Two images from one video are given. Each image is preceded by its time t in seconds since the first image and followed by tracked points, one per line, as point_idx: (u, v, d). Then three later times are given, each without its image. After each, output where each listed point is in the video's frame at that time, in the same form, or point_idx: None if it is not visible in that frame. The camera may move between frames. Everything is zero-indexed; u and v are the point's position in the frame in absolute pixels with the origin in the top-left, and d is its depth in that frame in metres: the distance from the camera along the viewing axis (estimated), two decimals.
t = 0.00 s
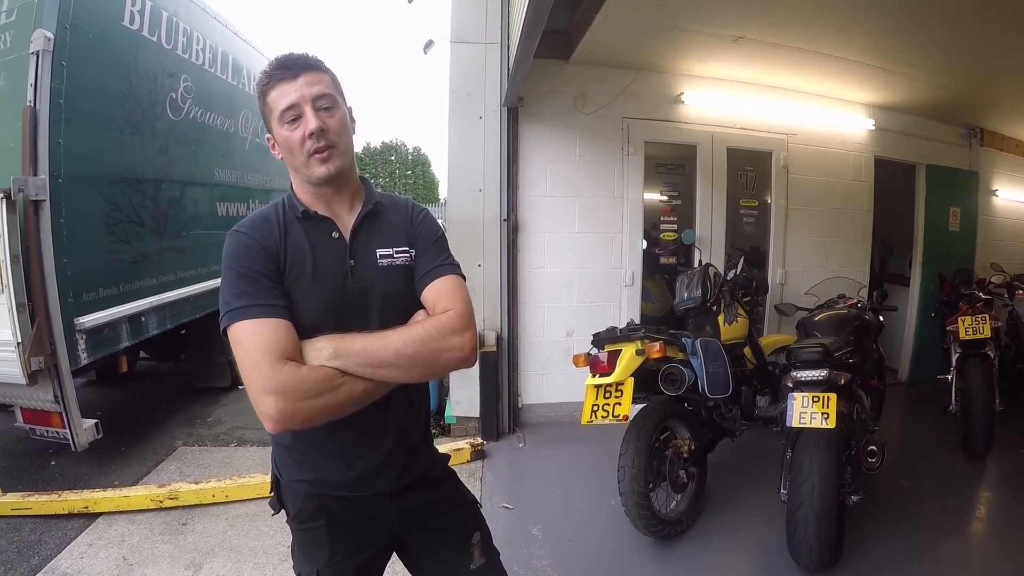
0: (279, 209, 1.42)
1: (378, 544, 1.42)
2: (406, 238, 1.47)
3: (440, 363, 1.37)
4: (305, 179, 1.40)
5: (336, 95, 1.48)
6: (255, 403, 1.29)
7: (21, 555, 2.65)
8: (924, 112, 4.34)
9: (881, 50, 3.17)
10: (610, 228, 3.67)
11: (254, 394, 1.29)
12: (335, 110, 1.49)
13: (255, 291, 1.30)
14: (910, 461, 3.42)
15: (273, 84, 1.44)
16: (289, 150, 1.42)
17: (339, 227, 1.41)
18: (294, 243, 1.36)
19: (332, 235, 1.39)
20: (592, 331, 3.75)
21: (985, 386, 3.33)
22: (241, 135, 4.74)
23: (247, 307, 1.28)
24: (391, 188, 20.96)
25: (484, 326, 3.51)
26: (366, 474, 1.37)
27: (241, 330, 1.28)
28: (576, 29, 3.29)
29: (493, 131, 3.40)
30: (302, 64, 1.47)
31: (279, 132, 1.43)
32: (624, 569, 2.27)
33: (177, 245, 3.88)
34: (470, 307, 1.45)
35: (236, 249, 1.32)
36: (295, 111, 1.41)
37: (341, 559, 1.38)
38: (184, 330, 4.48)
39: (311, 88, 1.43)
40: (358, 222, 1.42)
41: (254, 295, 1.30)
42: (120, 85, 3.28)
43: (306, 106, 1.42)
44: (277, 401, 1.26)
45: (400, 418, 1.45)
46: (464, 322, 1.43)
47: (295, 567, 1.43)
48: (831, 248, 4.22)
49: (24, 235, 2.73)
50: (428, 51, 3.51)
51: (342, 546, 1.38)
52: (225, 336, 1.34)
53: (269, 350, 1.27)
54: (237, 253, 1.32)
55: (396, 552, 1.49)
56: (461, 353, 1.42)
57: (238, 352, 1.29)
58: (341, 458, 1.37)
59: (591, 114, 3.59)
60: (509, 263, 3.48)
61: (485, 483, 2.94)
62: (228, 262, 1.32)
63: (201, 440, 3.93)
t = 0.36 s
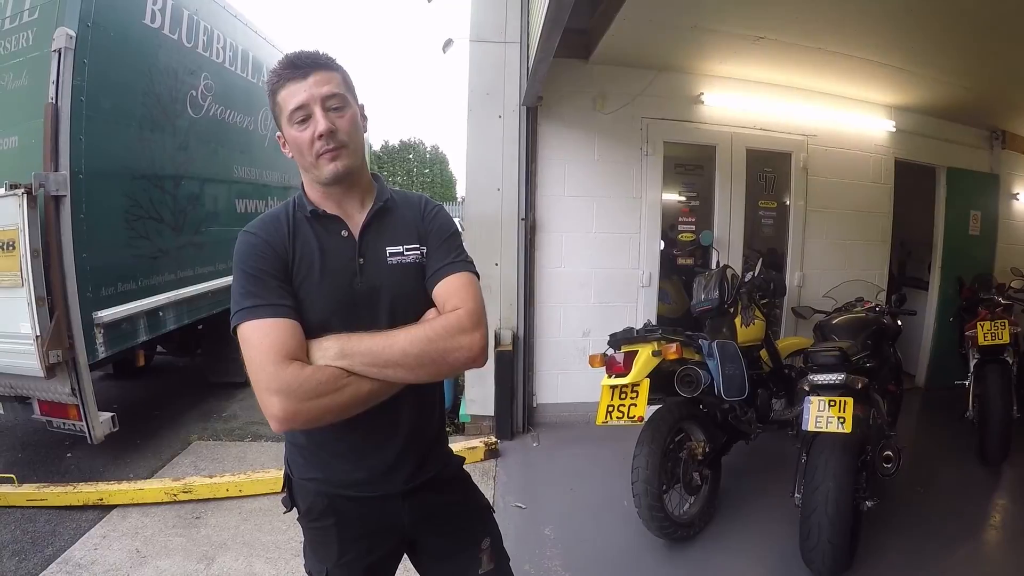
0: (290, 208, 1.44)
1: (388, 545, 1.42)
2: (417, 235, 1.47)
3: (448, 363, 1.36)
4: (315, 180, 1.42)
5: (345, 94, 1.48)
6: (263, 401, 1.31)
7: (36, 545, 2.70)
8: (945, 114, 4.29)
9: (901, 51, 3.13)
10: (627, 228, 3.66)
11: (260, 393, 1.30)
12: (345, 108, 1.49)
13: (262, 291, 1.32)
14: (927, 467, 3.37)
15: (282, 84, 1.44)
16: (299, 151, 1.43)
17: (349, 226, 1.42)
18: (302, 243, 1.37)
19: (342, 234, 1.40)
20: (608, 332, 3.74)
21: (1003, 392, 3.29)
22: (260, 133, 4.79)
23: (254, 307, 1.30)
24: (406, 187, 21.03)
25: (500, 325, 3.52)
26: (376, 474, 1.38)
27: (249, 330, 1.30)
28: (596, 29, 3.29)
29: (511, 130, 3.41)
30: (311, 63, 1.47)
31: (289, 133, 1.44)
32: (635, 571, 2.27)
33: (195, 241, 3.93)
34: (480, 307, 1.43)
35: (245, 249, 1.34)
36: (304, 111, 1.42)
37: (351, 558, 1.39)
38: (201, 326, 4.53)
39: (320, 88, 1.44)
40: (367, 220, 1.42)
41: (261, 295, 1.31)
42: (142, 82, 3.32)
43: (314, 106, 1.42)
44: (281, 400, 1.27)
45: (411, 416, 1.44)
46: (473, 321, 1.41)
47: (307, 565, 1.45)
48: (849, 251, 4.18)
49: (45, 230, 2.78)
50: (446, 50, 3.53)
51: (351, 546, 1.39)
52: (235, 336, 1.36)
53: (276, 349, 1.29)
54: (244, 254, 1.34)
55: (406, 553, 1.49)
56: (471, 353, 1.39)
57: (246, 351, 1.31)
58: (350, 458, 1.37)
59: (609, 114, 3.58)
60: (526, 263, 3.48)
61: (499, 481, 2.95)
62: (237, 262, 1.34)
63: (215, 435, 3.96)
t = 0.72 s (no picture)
0: (283, 210, 1.44)
1: (389, 545, 1.42)
2: (411, 233, 1.46)
3: (439, 365, 1.34)
4: (309, 181, 1.42)
5: (341, 95, 1.48)
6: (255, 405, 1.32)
7: (37, 546, 2.70)
8: (947, 113, 4.28)
9: (902, 50, 3.12)
10: (628, 228, 3.66)
11: (253, 396, 1.31)
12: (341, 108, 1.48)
13: (252, 295, 1.32)
14: (928, 466, 3.37)
15: (277, 83, 1.44)
16: (293, 151, 1.43)
17: (342, 226, 1.41)
18: (294, 244, 1.38)
19: (333, 235, 1.39)
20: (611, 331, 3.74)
21: (1005, 391, 3.28)
22: (261, 133, 4.78)
23: (245, 311, 1.31)
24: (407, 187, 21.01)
25: (501, 325, 3.52)
26: (373, 477, 1.37)
27: (240, 333, 1.31)
28: (597, 28, 3.29)
29: (512, 129, 3.40)
30: (306, 63, 1.46)
31: (283, 133, 1.44)
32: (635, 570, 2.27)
33: (196, 242, 3.93)
34: (474, 306, 1.42)
35: (236, 254, 1.35)
36: (299, 112, 1.42)
37: (351, 559, 1.39)
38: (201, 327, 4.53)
39: (315, 88, 1.43)
40: (359, 219, 1.41)
41: (252, 300, 1.32)
42: (142, 83, 3.32)
43: (309, 107, 1.42)
44: (272, 404, 1.28)
45: (410, 418, 1.43)
46: (466, 320, 1.39)
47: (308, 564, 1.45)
48: (851, 250, 4.17)
49: (46, 231, 2.78)
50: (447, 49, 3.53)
51: (350, 546, 1.39)
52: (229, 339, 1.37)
53: (266, 352, 1.29)
54: (236, 259, 1.35)
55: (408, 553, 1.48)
56: (463, 354, 1.37)
57: (238, 354, 1.32)
58: (348, 460, 1.38)
59: (610, 114, 3.58)
60: (527, 262, 3.48)
61: (501, 481, 2.95)
62: (230, 267, 1.35)
63: (217, 435, 3.97)
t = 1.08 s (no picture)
0: (304, 206, 1.44)
1: (392, 548, 1.42)
2: (430, 238, 1.46)
3: (454, 370, 1.34)
4: (340, 174, 1.40)
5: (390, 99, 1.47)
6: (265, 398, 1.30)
7: (37, 546, 2.70)
8: (947, 115, 4.29)
9: (902, 52, 3.13)
10: (629, 230, 3.67)
11: (264, 389, 1.29)
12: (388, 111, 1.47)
13: (269, 288, 1.32)
14: (928, 468, 3.37)
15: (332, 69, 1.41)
16: (331, 140, 1.40)
17: (362, 226, 1.41)
18: (314, 241, 1.37)
19: (354, 235, 1.39)
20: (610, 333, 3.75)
21: (1005, 393, 3.28)
22: (261, 135, 4.79)
23: (260, 303, 1.30)
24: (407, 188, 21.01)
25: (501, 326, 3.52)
26: (379, 478, 1.37)
27: (255, 325, 1.30)
28: (597, 30, 3.29)
29: (513, 131, 3.41)
30: (365, 59, 1.44)
31: (325, 119, 1.41)
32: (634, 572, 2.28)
33: (195, 243, 3.93)
34: (490, 315, 1.43)
35: (254, 246, 1.34)
36: (349, 105, 1.40)
37: (354, 561, 1.39)
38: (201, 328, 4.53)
39: (371, 86, 1.41)
40: (381, 222, 1.42)
41: (268, 292, 1.31)
42: (143, 84, 3.33)
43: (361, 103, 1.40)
44: (283, 399, 1.26)
45: (418, 420, 1.42)
46: (482, 328, 1.40)
47: (309, 565, 1.45)
48: (850, 252, 4.17)
49: (46, 232, 2.78)
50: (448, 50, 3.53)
51: (353, 548, 1.39)
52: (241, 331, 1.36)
53: (281, 347, 1.28)
54: (254, 251, 1.34)
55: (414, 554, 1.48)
56: (478, 361, 1.38)
57: (251, 346, 1.31)
58: (352, 462, 1.37)
59: (611, 116, 3.59)
60: (527, 263, 3.48)
61: (500, 483, 2.95)
62: (247, 259, 1.34)
63: (217, 436, 3.97)
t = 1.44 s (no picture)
0: (360, 196, 1.39)
1: (419, 545, 1.36)
2: (481, 246, 1.44)
3: (503, 376, 1.33)
4: (405, 169, 1.37)
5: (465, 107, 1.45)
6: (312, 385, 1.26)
7: (31, 550, 2.68)
8: (938, 115, 4.31)
9: (893, 53, 3.14)
10: (623, 230, 3.68)
11: (312, 376, 1.25)
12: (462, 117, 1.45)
13: (326, 274, 1.26)
14: (923, 466, 3.39)
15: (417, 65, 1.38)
16: (403, 134, 1.37)
17: (417, 226, 1.37)
18: (370, 234, 1.32)
19: (409, 233, 1.35)
20: (605, 334, 3.75)
21: (998, 391, 3.29)
22: (255, 136, 4.77)
23: (313, 288, 1.24)
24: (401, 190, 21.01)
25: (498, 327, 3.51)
26: (414, 474, 1.31)
27: (308, 312, 1.25)
28: (590, 32, 3.30)
29: (507, 131, 3.41)
30: (448, 64, 1.43)
31: (402, 114, 1.38)
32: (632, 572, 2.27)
33: (190, 245, 3.91)
34: (536, 326, 1.42)
35: (308, 229, 1.29)
36: (429, 103, 1.37)
37: (381, 559, 1.32)
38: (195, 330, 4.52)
39: (453, 90, 1.39)
40: (436, 224, 1.38)
41: (320, 278, 1.25)
42: (137, 85, 3.32)
43: (440, 103, 1.37)
44: (332, 388, 1.22)
45: (456, 421, 1.37)
46: (530, 338, 1.40)
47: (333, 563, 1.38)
48: (844, 252, 4.19)
49: (40, 235, 2.78)
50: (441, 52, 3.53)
51: (381, 546, 1.32)
52: (286, 315, 1.30)
53: (333, 336, 1.23)
54: (311, 236, 1.28)
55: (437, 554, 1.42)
56: (523, 369, 1.38)
57: (300, 332, 1.25)
58: (389, 457, 1.31)
59: (604, 116, 3.60)
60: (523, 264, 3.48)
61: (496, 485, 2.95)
62: (301, 240, 1.28)
63: (212, 439, 3.95)
